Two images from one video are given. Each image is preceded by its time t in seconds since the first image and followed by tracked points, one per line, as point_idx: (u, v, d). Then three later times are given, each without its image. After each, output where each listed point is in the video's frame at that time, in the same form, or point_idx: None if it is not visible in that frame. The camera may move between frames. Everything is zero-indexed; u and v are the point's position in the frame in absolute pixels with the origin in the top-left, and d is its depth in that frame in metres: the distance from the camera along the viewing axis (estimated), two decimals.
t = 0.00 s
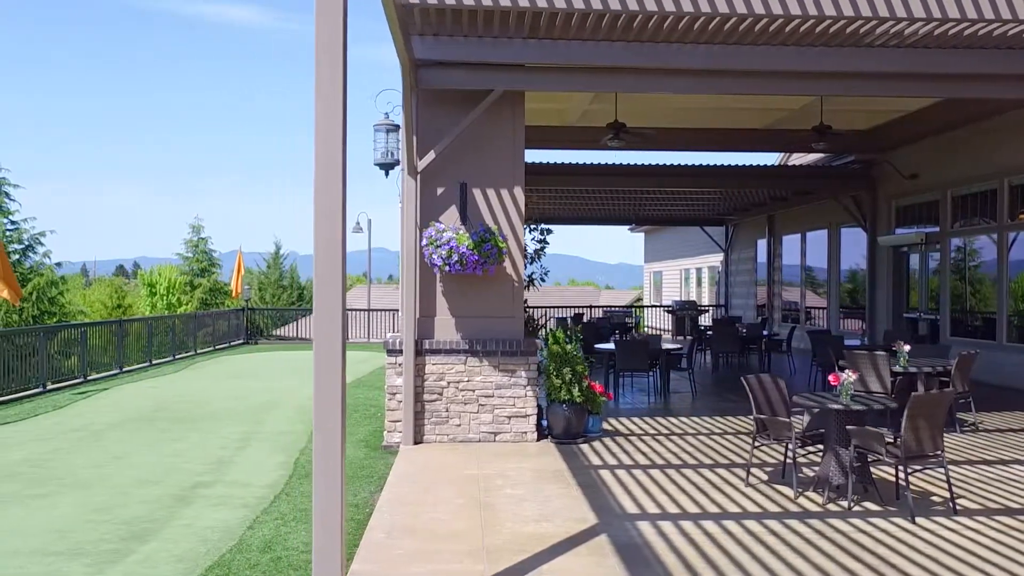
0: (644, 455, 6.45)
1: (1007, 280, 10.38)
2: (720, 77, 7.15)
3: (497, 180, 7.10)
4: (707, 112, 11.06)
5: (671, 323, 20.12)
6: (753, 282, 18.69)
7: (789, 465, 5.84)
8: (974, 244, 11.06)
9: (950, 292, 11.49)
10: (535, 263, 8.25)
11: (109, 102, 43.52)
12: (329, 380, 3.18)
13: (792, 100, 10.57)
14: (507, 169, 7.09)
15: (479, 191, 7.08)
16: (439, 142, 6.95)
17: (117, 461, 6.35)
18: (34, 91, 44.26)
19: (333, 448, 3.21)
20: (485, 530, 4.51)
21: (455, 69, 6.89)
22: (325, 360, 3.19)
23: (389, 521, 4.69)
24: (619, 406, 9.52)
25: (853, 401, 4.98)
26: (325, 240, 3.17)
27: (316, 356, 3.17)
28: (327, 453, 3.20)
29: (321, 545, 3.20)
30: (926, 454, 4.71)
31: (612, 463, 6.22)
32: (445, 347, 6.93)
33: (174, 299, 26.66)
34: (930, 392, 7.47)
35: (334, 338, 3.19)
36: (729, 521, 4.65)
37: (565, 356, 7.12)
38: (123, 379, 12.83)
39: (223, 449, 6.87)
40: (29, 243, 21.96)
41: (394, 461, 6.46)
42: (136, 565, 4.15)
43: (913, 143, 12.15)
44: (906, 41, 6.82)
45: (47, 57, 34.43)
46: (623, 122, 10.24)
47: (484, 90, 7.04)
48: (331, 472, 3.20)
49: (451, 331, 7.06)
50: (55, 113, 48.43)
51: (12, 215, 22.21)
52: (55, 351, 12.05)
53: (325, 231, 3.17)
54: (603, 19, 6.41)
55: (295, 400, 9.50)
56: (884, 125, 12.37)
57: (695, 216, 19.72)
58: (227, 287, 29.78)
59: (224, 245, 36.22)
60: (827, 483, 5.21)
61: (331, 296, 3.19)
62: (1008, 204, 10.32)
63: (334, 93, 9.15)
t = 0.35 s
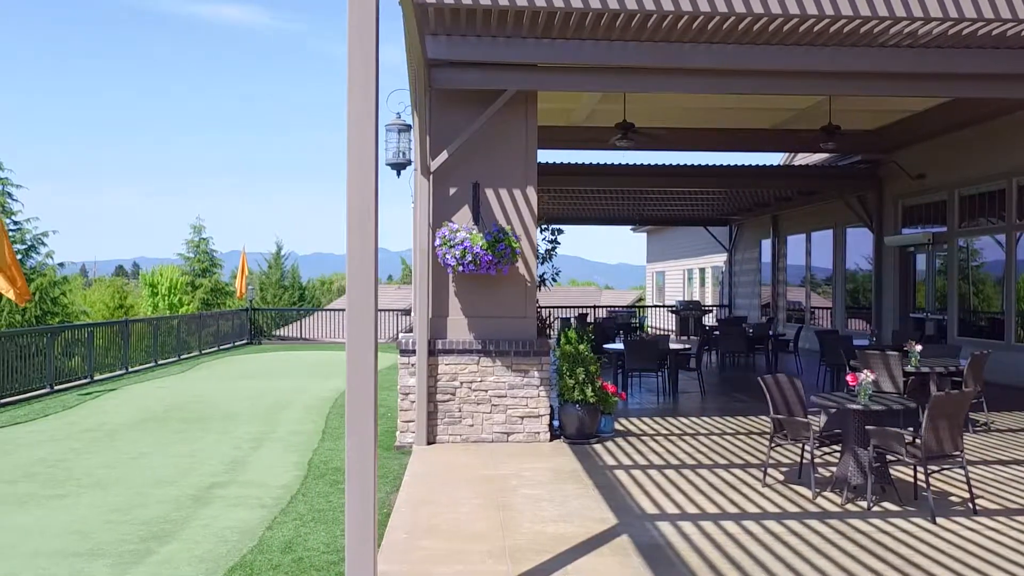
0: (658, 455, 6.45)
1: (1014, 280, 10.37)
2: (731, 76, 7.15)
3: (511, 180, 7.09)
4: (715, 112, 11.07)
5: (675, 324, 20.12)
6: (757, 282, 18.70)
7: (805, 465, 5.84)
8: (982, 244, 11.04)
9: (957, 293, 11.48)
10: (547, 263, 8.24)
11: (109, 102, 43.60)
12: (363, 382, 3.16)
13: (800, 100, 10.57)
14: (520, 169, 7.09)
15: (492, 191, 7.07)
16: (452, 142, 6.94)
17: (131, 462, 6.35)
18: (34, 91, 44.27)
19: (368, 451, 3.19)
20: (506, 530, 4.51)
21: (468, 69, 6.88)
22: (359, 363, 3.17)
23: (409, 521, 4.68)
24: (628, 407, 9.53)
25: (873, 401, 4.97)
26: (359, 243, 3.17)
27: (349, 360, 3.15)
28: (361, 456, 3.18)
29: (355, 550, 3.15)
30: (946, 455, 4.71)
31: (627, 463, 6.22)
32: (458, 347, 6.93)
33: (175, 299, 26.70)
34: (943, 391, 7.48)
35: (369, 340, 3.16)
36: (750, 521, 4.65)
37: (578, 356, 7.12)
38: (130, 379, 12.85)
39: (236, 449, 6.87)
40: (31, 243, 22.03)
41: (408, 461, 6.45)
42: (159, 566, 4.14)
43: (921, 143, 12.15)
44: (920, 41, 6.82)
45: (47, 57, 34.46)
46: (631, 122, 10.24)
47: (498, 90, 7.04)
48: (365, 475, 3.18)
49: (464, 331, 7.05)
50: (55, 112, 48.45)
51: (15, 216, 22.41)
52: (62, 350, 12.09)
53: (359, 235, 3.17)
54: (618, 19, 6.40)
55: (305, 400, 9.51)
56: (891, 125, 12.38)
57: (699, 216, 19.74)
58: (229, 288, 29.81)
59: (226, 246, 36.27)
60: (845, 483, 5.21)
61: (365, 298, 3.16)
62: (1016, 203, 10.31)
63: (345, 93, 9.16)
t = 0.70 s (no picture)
0: (673, 455, 6.44)
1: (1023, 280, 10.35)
2: (745, 76, 7.14)
3: (523, 180, 7.08)
4: (724, 112, 11.04)
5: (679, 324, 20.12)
6: (761, 282, 18.69)
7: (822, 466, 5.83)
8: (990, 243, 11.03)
9: (964, 293, 11.46)
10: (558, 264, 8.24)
11: (109, 101, 43.53)
12: (399, 383, 3.09)
13: (808, 100, 10.55)
14: (533, 169, 7.08)
15: (505, 191, 7.06)
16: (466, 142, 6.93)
17: (146, 462, 6.34)
18: (34, 90, 44.21)
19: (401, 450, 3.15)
20: (528, 531, 4.51)
21: (481, 69, 6.87)
22: (393, 364, 3.11)
23: (429, 522, 4.68)
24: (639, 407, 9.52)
25: (893, 401, 4.96)
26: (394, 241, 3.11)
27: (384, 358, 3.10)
28: (395, 457, 3.13)
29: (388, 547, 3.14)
30: (967, 455, 4.70)
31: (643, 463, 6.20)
32: (471, 347, 6.92)
33: (178, 299, 26.66)
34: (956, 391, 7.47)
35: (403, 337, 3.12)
36: (771, 522, 4.64)
37: (591, 356, 7.12)
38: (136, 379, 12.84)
39: (250, 450, 6.86)
40: (34, 243, 21.95)
41: (423, 462, 6.44)
42: (182, 567, 4.13)
43: (928, 143, 12.14)
44: (935, 41, 6.81)
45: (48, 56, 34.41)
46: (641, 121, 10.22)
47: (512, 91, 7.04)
48: (400, 474, 3.13)
49: (477, 331, 7.05)
50: (55, 111, 48.34)
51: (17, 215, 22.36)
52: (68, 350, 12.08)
53: (393, 232, 3.11)
54: (632, 19, 6.40)
55: (314, 400, 9.50)
56: (899, 124, 12.36)
57: (703, 216, 19.74)
58: (231, 287, 29.78)
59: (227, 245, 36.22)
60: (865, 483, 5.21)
61: (401, 295, 3.11)
62: None
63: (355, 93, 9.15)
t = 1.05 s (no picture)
0: (687, 455, 6.43)
1: None
2: (758, 75, 7.13)
3: (535, 180, 7.08)
4: (732, 112, 11.03)
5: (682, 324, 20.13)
6: (765, 282, 18.70)
7: (837, 466, 5.82)
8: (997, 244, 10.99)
9: (972, 295, 11.43)
10: (569, 264, 8.23)
11: (109, 101, 43.50)
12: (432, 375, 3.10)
13: (816, 101, 10.52)
14: (544, 169, 7.08)
15: (517, 192, 7.06)
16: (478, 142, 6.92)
17: (160, 463, 6.35)
18: (34, 89, 44.17)
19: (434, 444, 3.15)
20: (549, 532, 4.51)
21: (492, 69, 6.88)
22: (427, 359, 3.11)
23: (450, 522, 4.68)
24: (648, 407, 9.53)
25: (912, 402, 4.95)
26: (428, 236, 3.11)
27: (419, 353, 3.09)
28: (428, 452, 3.14)
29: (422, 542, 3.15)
30: (986, 456, 4.70)
31: (657, 463, 6.19)
32: (484, 348, 6.92)
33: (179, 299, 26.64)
34: (968, 393, 7.45)
35: (437, 333, 3.13)
36: (791, 523, 4.64)
37: (604, 357, 7.13)
38: (144, 380, 12.86)
39: (263, 450, 6.86)
40: (37, 243, 21.91)
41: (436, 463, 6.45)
42: (205, 568, 4.14)
43: (935, 143, 12.14)
44: (948, 41, 6.80)
45: (48, 56, 34.35)
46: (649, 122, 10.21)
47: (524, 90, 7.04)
48: (434, 470, 3.14)
49: (489, 332, 7.05)
50: (54, 111, 48.31)
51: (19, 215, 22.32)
52: (75, 350, 12.09)
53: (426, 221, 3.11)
54: (645, 20, 6.40)
55: (324, 400, 9.52)
56: (905, 125, 12.37)
57: (706, 216, 19.76)
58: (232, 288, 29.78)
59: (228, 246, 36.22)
60: (883, 483, 5.21)
61: (433, 290, 3.12)
62: None
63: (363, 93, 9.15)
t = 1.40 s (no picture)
0: (703, 454, 6.43)
1: None
2: (772, 74, 7.14)
3: (551, 179, 7.08)
4: (740, 112, 11.03)
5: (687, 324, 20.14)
6: (770, 282, 18.71)
7: (856, 465, 5.83)
8: (1004, 243, 10.99)
9: (979, 294, 11.43)
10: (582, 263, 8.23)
11: (110, 102, 43.47)
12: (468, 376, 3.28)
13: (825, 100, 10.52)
14: (560, 170, 7.08)
15: (533, 191, 7.06)
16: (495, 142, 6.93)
17: (177, 463, 6.35)
18: (34, 90, 44.19)
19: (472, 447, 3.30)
20: (572, 530, 4.51)
21: (508, 69, 6.90)
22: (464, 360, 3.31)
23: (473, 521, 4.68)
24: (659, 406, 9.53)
25: (933, 401, 4.96)
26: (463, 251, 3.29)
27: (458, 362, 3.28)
28: (465, 452, 3.30)
29: (460, 534, 3.31)
30: (1007, 455, 4.70)
31: (674, 462, 6.18)
32: (499, 347, 6.92)
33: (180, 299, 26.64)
34: (982, 392, 7.45)
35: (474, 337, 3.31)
36: (814, 521, 4.65)
37: (619, 356, 7.14)
38: (150, 379, 12.86)
39: (278, 450, 6.86)
40: (39, 244, 21.91)
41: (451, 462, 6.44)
42: (230, 567, 4.13)
43: (943, 143, 12.15)
44: (964, 41, 6.81)
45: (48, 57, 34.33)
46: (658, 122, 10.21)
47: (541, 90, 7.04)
48: (471, 465, 3.30)
49: (504, 332, 7.05)
50: (55, 110, 48.36)
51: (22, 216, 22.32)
52: (83, 350, 12.09)
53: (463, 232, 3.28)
54: (662, 19, 6.40)
55: (334, 400, 9.52)
56: (912, 124, 12.38)
57: (711, 216, 19.77)
58: (233, 287, 29.79)
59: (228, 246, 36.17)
60: (903, 482, 5.21)
61: (470, 301, 3.31)
62: None
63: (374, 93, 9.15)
